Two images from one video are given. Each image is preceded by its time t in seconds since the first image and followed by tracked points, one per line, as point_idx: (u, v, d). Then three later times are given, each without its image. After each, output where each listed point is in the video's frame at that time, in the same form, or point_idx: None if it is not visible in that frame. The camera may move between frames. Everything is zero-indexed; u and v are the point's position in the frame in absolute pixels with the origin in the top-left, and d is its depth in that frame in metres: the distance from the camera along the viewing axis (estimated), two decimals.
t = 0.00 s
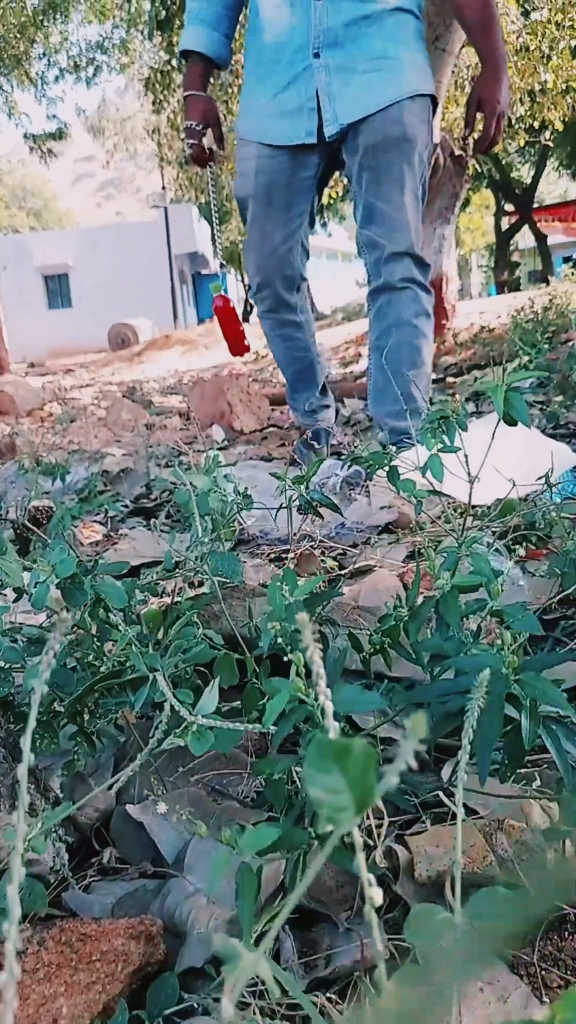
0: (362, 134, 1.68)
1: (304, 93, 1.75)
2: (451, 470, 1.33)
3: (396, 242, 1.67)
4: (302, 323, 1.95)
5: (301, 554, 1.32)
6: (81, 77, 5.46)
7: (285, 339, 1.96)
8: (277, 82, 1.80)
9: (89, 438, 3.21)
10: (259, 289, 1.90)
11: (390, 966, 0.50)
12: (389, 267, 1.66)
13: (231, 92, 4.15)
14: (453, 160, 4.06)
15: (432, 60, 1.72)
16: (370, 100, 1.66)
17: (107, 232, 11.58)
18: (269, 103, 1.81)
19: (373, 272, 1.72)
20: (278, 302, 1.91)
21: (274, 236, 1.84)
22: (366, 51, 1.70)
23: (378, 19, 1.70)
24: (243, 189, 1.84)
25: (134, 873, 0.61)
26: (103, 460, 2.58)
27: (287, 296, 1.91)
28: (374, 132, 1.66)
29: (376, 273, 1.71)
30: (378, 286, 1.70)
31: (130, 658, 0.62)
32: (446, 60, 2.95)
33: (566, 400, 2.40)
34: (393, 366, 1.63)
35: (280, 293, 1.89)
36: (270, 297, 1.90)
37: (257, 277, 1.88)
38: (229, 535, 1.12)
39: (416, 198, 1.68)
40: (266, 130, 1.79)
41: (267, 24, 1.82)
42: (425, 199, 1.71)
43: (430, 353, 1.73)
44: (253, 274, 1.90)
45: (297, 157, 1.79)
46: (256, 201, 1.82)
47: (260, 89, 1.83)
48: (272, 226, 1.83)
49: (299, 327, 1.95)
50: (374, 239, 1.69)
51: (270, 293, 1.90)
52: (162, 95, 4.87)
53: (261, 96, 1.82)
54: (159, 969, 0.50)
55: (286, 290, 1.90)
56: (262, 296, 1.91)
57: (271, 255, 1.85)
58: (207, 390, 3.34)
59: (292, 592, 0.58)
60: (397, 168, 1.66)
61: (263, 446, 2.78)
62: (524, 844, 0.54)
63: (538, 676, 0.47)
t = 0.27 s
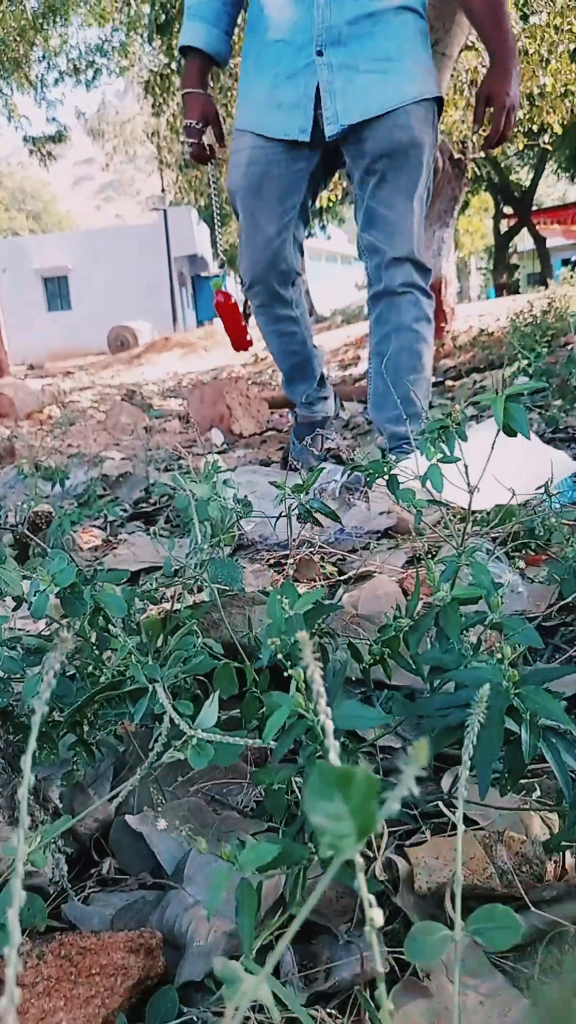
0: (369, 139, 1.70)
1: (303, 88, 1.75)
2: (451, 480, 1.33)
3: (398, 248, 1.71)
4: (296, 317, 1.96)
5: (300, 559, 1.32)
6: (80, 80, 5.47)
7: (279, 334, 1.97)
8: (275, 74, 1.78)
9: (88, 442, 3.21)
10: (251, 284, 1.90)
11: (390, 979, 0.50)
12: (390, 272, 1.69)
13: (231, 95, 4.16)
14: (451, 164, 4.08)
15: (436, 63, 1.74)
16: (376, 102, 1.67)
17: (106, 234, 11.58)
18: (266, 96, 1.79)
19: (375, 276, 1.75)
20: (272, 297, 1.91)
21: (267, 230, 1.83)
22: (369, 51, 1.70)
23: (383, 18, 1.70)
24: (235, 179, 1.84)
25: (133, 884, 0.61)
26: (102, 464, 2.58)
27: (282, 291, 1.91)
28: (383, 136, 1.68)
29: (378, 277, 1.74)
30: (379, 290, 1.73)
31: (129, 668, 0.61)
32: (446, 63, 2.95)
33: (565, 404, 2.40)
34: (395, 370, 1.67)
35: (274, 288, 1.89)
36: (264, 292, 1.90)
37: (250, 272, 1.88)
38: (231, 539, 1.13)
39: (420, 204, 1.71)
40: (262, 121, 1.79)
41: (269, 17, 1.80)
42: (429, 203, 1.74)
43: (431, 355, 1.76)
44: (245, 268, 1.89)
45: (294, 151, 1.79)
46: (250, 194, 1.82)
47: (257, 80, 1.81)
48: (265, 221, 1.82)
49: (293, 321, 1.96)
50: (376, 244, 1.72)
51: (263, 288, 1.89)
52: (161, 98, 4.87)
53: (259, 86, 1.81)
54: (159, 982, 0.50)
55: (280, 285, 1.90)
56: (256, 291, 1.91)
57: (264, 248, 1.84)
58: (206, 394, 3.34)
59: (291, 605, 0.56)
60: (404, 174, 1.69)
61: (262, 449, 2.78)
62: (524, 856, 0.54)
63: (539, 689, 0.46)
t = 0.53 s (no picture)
0: (368, 140, 1.71)
1: (303, 83, 1.75)
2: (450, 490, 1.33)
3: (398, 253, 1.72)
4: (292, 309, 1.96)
5: (299, 565, 1.32)
6: (79, 82, 5.48)
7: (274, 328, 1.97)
8: (274, 67, 1.77)
9: (85, 445, 3.21)
10: (246, 276, 1.89)
11: (389, 993, 0.50)
12: (390, 276, 1.71)
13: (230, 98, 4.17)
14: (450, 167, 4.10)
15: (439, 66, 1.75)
16: (378, 102, 1.68)
17: (104, 236, 11.59)
18: (264, 88, 1.79)
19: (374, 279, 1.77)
20: (267, 290, 1.90)
21: (263, 221, 1.83)
22: (372, 50, 1.71)
23: (387, 16, 1.70)
24: (229, 167, 1.83)
25: (132, 895, 0.61)
26: (100, 467, 2.58)
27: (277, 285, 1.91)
28: (383, 139, 1.69)
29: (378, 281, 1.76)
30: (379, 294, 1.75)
31: (128, 680, 0.61)
32: (444, 66, 2.96)
33: (563, 408, 2.40)
34: (395, 373, 1.68)
35: (269, 280, 1.88)
36: (259, 284, 1.89)
37: (245, 264, 1.87)
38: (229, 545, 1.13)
39: (419, 209, 1.72)
40: (260, 112, 1.79)
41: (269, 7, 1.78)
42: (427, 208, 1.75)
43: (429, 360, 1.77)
44: (240, 260, 1.88)
45: (289, 144, 1.79)
46: (246, 185, 1.81)
47: (254, 69, 1.81)
48: (261, 212, 1.82)
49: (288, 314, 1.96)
50: (376, 248, 1.73)
51: (258, 281, 1.89)
52: (160, 100, 4.88)
53: (257, 78, 1.80)
54: (158, 995, 0.50)
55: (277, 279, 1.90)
56: (250, 283, 1.91)
57: (260, 240, 1.83)
58: (204, 397, 3.35)
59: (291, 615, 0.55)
60: (403, 178, 1.70)
61: (261, 453, 2.78)
62: (524, 868, 0.54)
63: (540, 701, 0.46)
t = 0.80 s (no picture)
0: (369, 142, 1.72)
1: (304, 78, 1.74)
2: (449, 498, 1.33)
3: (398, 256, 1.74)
4: (289, 303, 1.95)
5: (298, 570, 1.32)
6: (77, 85, 5.49)
7: (271, 322, 1.96)
8: (274, 61, 1.77)
9: (83, 449, 3.21)
10: (243, 269, 1.87)
11: (390, 1006, 0.50)
12: (391, 279, 1.72)
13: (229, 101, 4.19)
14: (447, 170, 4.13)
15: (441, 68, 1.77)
16: (380, 102, 1.70)
17: (103, 238, 11.60)
18: (263, 80, 1.78)
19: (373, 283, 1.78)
20: (265, 282, 1.89)
21: (262, 212, 1.81)
22: (375, 49, 1.71)
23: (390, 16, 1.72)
24: (227, 158, 1.82)
25: (132, 906, 0.61)
26: (99, 471, 2.58)
27: (276, 278, 1.90)
28: (383, 142, 1.70)
29: (377, 284, 1.77)
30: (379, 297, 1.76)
31: (129, 691, 0.61)
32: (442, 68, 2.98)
33: (561, 411, 2.41)
34: (395, 376, 1.69)
35: (267, 272, 1.87)
36: (257, 277, 1.87)
37: (243, 256, 1.85)
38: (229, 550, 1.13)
39: (419, 213, 1.74)
40: (259, 103, 1.78)
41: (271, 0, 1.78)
42: (427, 212, 1.77)
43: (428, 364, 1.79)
44: (237, 252, 1.87)
45: (287, 136, 1.78)
46: (244, 175, 1.80)
47: (253, 61, 1.80)
48: (261, 202, 1.80)
49: (285, 309, 1.95)
50: (376, 251, 1.75)
51: (256, 273, 1.87)
52: (158, 103, 4.89)
53: (257, 71, 1.79)
54: (159, 1007, 0.50)
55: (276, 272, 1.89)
56: (248, 276, 1.89)
57: (259, 231, 1.82)
58: (203, 400, 3.35)
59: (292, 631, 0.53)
60: (404, 180, 1.72)
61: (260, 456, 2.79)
62: (524, 878, 0.54)
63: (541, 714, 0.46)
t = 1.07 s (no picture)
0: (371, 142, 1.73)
1: (307, 71, 1.74)
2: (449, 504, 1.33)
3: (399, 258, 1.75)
4: (289, 296, 1.93)
5: (299, 573, 1.33)
6: (76, 86, 5.50)
7: (271, 316, 1.94)
8: (277, 54, 1.77)
9: (83, 451, 3.21)
10: (244, 258, 1.84)
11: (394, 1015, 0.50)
12: (391, 281, 1.73)
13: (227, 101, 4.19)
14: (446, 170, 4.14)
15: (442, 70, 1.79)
16: (383, 100, 1.71)
17: (102, 239, 11.61)
18: (264, 71, 1.77)
19: (374, 284, 1.79)
20: (265, 273, 1.86)
21: (265, 199, 1.79)
22: (378, 48, 1.73)
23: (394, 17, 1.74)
24: (228, 146, 1.80)
25: (135, 915, 0.61)
26: (99, 474, 2.58)
27: (277, 269, 1.87)
28: (385, 143, 1.71)
29: (377, 285, 1.78)
30: (379, 299, 1.77)
31: (131, 700, 0.61)
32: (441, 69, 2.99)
33: (561, 412, 2.42)
34: (395, 378, 1.70)
35: (269, 261, 1.84)
36: (259, 266, 1.84)
37: (245, 244, 1.82)
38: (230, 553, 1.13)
39: (421, 215, 1.75)
40: (260, 93, 1.77)
41: None
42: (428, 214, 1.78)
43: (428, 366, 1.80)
44: (237, 241, 1.84)
45: (288, 127, 1.77)
46: (247, 162, 1.78)
47: (254, 52, 1.80)
48: (263, 188, 1.78)
49: (286, 301, 1.93)
50: (377, 253, 1.76)
51: (257, 263, 1.84)
52: (157, 104, 4.89)
53: (258, 63, 1.79)
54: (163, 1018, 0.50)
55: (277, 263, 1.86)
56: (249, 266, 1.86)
57: (262, 218, 1.79)
58: (203, 402, 3.35)
59: (295, 642, 0.53)
60: (407, 181, 1.73)
61: (260, 457, 2.79)
62: (527, 888, 0.54)
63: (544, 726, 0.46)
